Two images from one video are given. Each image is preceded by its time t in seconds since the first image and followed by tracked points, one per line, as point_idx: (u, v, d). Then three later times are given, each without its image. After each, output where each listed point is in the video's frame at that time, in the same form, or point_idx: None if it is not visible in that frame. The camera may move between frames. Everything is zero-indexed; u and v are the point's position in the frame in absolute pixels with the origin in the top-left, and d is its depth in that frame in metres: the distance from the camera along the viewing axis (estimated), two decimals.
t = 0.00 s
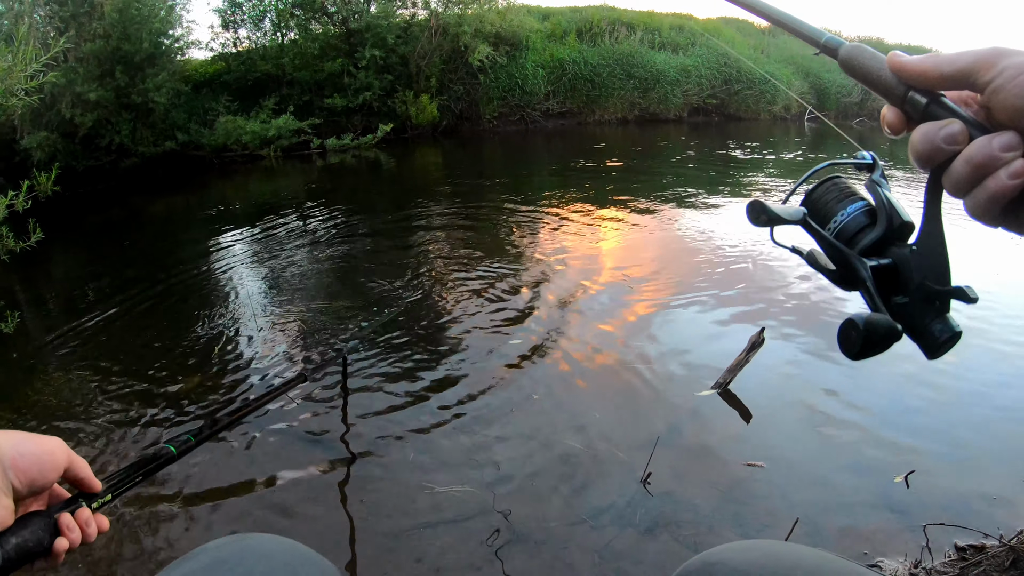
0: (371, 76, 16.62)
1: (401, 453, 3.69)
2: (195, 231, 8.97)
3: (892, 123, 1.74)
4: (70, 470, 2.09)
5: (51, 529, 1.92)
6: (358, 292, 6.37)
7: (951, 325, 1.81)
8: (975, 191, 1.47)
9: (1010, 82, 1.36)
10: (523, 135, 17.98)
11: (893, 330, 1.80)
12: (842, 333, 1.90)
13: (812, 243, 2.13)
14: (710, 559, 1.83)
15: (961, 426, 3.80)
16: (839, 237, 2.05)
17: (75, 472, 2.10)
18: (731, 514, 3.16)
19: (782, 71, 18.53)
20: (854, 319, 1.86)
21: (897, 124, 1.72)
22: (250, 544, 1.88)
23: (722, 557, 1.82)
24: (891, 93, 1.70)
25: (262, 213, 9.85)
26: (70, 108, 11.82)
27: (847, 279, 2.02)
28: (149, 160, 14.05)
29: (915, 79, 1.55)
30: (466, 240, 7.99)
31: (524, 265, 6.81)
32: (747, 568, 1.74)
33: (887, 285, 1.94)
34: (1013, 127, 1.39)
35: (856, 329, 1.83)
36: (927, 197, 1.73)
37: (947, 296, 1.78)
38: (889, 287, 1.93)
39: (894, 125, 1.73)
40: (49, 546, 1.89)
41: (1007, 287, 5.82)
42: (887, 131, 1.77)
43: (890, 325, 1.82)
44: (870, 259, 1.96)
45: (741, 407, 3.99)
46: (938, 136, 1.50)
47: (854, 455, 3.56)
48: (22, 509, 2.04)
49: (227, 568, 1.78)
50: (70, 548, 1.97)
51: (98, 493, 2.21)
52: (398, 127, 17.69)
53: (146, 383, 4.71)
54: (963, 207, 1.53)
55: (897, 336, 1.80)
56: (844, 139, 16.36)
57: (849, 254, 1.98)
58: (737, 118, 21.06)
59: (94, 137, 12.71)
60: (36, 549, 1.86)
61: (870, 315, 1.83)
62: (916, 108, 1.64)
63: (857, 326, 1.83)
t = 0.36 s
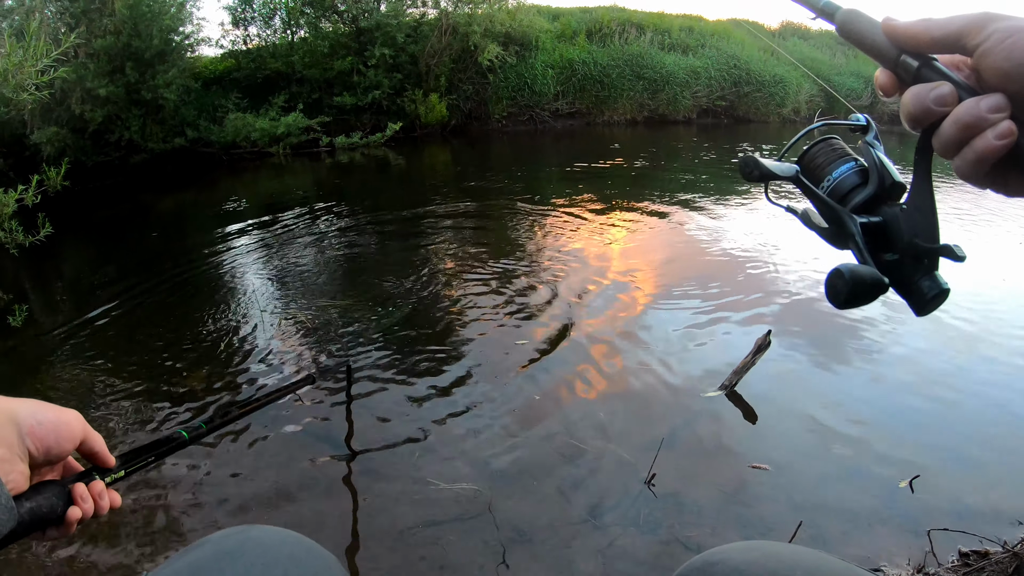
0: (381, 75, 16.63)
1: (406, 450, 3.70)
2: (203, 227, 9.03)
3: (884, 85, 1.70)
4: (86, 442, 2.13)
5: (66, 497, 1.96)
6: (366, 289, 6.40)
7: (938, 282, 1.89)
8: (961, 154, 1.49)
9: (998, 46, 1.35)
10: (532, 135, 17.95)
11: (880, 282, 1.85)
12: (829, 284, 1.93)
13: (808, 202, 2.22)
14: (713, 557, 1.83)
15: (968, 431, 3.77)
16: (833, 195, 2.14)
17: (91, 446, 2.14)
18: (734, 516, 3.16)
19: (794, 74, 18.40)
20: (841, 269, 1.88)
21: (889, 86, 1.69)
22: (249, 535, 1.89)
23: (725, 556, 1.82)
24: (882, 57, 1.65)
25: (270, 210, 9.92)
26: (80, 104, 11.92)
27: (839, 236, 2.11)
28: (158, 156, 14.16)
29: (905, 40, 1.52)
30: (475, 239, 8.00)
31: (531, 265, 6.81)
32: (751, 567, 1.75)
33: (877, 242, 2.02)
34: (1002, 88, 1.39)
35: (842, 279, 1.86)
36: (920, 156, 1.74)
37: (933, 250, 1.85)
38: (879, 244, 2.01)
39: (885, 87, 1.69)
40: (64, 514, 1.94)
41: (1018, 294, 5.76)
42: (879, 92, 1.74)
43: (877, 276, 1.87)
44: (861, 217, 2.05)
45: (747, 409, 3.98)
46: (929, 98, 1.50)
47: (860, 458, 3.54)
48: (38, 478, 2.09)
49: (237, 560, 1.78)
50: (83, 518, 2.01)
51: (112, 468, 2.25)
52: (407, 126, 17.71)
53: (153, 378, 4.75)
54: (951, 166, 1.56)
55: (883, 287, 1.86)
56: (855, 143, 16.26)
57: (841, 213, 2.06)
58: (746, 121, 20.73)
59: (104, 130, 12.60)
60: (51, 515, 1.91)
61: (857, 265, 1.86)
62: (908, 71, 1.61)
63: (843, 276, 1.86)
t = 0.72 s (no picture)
0: (386, 75, 16.64)
1: (407, 450, 3.69)
2: (209, 225, 9.06)
3: (886, 49, 1.69)
4: (88, 440, 2.11)
5: (64, 494, 1.95)
6: (369, 289, 6.40)
7: (939, 241, 1.92)
8: (961, 116, 1.48)
9: (997, 11, 1.34)
10: (538, 136, 17.93)
11: (879, 237, 1.92)
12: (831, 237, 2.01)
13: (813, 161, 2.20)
14: (714, 565, 1.82)
15: (975, 437, 3.75)
16: (838, 156, 2.12)
17: (93, 443, 2.13)
18: (736, 521, 3.14)
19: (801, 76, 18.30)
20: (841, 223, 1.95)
21: (892, 50, 1.68)
22: (249, 540, 1.89)
23: (726, 564, 1.80)
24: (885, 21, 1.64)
25: (276, 208, 9.95)
26: (86, 101, 12.01)
27: (843, 195, 2.12)
28: (164, 153, 14.23)
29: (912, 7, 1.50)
30: (479, 240, 7.99)
31: (537, 266, 6.80)
32: None
33: (879, 202, 2.05)
34: (1001, 51, 1.38)
35: (843, 234, 1.93)
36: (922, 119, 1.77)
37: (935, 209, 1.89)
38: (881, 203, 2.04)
39: (889, 51, 1.68)
40: (61, 510, 1.93)
41: None
42: (881, 56, 1.73)
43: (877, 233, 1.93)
44: (864, 176, 2.05)
45: (749, 414, 3.95)
46: (931, 62, 1.50)
47: (864, 463, 3.52)
48: (39, 473, 2.06)
49: (239, 562, 1.79)
50: (81, 515, 2.01)
51: (114, 466, 2.23)
52: (412, 126, 17.73)
53: (158, 376, 4.76)
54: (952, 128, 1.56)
55: (883, 243, 1.92)
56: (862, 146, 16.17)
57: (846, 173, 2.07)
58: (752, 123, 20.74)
59: (111, 128, 12.83)
60: (48, 511, 1.90)
61: (859, 222, 1.93)
62: (910, 35, 1.60)
63: (843, 231, 1.92)
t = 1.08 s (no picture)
0: (389, 80, 16.71)
1: (407, 457, 3.68)
2: (211, 229, 9.09)
3: (893, 34, 1.60)
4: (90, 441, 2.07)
5: (67, 496, 1.91)
6: (371, 294, 6.40)
7: (945, 224, 1.87)
8: (967, 101, 1.39)
9: None
10: (540, 142, 17.99)
11: (885, 220, 1.87)
12: (836, 220, 1.96)
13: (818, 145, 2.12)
14: None
15: (979, 446, 3.73)
16: (844, 139, 2.05)
17: (95, 445, 2.10)
18: (738, 530, 3.12)
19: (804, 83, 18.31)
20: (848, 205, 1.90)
21: (898, 34, 1.59)
22: (246, 552, 1.87)
23: None
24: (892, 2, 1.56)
25: (278, 212, 9.98)
26: (89, 104, 12.13)
27: (848, 178, 2.05)
28: (166, 157, 14.29)
29: None
30: (480, 245, 8.01)
31: (539, 272, 6.78)
32: None
33: (884, 187, 1.98)
34: (1007, 35, 1.32)
35: (848, 217, 1.88)
36: (929, 101, 1.66)
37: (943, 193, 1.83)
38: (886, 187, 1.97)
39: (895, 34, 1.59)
40: (65, 513, 1.89)
41: None
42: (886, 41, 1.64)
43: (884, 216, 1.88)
44: (870, 159, 1.98)
45: (751, 421, 3.94)
46: (936, 45, 1.39)
47: (866, 472, 3.50)
48: (40, 475, 2.03)
49: None
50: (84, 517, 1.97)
51: (116, 469, 2.21)
52: (415, 131, 17.78)
53: (156, 380, 4.73)
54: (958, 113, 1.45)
55: (888, 227, 1.87)
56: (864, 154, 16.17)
57: (852, 156, 1.99)
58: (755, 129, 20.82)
59: (114, 131, 12.91)
60: (51, 514, 1.86)
61: (865, 204, 1.87)
62: (917, 19, 1.52)
63: (849, 213, 1.87)
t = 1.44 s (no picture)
0: (389, 85, 16.76)
1: (405, 460, 3.67)
2: (210, 232, 9.11)
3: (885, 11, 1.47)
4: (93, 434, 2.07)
5: (70, 487, 1.91)
6: (370, 297, 6.43)
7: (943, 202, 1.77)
8: (964, 80, 1.32)
9: None
10: (540, 146, 18.05)
11: (882, 199, 1.81)
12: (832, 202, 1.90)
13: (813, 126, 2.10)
14: None
15: (976, 450, 3.72)
16: (839, 118, 2.03)
17: (98, 436, 2.09)
18: (736, 534, 3.11)
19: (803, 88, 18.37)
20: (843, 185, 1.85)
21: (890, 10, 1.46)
22: (245, 547, 1.87)
23: None
24: None
25: (278, 216, 10.01)
26: (90, 107, 12.21)
27: (844, 158, 2.01)
28: (167, 161, 14.35)
29: None
30: (480, 249, 8.03)
31: (538, 277, 6.78)
32: None
33: (880, 165, 1.93)
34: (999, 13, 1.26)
35: (843, 198, 1.83)
36: (921, 82, 1.61)
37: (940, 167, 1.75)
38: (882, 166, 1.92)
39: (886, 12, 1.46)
40: (67, 504, 1.89)
41: None
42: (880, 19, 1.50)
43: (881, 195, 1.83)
44: (865, 139, 1.95)
45: (749, 425, 3.94)
46: (929, 23, 1.32)
47: (865, 477, 3.50)
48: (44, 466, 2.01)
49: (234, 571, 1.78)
50: (87, 508, 1.97)
51: (118, 460, 2.21)
52: (415, 135, 17.84)
53: (154, 384, 4.73)
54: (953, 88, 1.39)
55: (885, 206, 1.81)
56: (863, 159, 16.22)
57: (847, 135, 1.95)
58: (754, 134, 20.92)
59: (115, 134, 13.03)
60: (55, 504, 1.86)
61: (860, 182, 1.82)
62: None
63: (845, 192, 1.82)
